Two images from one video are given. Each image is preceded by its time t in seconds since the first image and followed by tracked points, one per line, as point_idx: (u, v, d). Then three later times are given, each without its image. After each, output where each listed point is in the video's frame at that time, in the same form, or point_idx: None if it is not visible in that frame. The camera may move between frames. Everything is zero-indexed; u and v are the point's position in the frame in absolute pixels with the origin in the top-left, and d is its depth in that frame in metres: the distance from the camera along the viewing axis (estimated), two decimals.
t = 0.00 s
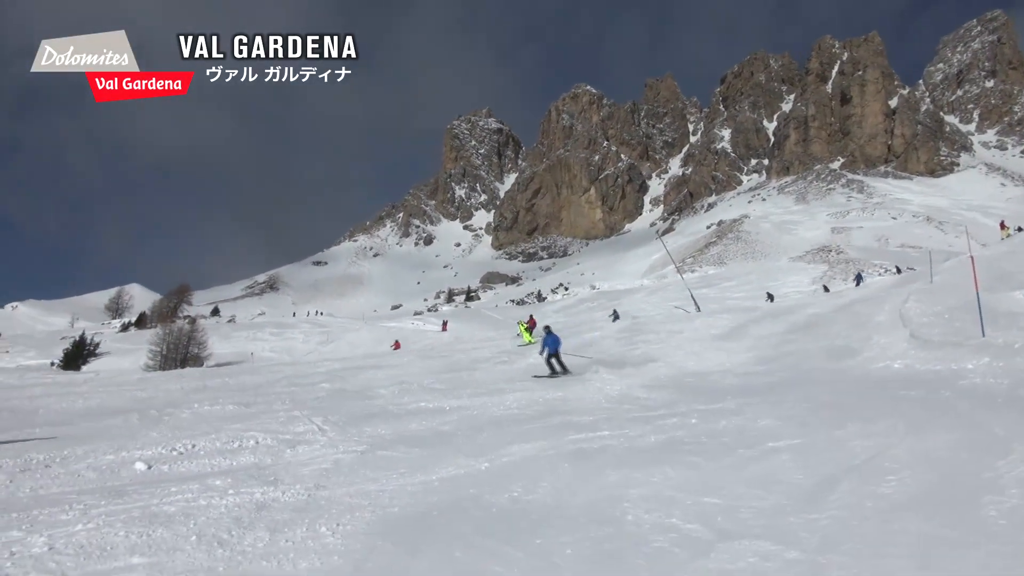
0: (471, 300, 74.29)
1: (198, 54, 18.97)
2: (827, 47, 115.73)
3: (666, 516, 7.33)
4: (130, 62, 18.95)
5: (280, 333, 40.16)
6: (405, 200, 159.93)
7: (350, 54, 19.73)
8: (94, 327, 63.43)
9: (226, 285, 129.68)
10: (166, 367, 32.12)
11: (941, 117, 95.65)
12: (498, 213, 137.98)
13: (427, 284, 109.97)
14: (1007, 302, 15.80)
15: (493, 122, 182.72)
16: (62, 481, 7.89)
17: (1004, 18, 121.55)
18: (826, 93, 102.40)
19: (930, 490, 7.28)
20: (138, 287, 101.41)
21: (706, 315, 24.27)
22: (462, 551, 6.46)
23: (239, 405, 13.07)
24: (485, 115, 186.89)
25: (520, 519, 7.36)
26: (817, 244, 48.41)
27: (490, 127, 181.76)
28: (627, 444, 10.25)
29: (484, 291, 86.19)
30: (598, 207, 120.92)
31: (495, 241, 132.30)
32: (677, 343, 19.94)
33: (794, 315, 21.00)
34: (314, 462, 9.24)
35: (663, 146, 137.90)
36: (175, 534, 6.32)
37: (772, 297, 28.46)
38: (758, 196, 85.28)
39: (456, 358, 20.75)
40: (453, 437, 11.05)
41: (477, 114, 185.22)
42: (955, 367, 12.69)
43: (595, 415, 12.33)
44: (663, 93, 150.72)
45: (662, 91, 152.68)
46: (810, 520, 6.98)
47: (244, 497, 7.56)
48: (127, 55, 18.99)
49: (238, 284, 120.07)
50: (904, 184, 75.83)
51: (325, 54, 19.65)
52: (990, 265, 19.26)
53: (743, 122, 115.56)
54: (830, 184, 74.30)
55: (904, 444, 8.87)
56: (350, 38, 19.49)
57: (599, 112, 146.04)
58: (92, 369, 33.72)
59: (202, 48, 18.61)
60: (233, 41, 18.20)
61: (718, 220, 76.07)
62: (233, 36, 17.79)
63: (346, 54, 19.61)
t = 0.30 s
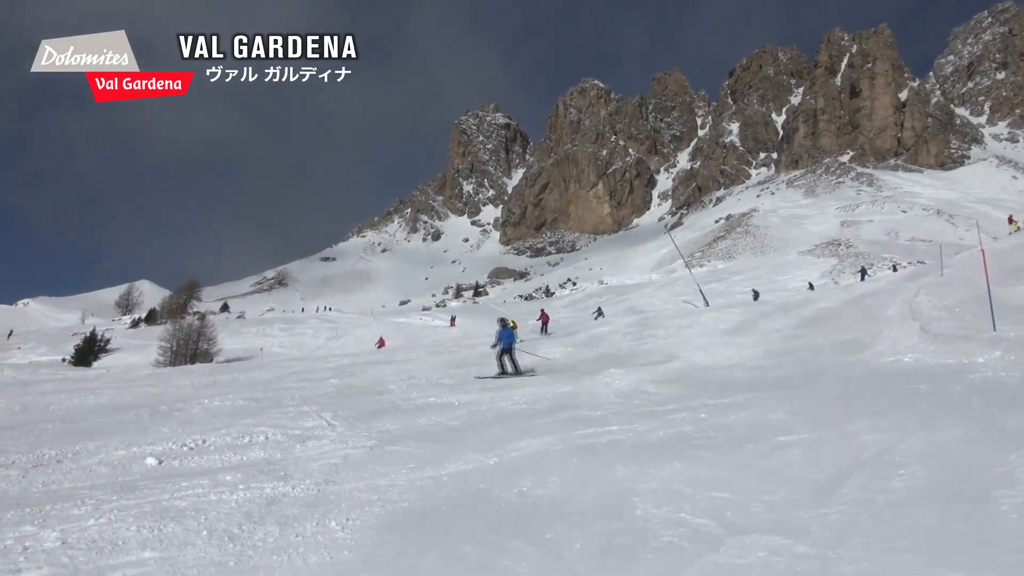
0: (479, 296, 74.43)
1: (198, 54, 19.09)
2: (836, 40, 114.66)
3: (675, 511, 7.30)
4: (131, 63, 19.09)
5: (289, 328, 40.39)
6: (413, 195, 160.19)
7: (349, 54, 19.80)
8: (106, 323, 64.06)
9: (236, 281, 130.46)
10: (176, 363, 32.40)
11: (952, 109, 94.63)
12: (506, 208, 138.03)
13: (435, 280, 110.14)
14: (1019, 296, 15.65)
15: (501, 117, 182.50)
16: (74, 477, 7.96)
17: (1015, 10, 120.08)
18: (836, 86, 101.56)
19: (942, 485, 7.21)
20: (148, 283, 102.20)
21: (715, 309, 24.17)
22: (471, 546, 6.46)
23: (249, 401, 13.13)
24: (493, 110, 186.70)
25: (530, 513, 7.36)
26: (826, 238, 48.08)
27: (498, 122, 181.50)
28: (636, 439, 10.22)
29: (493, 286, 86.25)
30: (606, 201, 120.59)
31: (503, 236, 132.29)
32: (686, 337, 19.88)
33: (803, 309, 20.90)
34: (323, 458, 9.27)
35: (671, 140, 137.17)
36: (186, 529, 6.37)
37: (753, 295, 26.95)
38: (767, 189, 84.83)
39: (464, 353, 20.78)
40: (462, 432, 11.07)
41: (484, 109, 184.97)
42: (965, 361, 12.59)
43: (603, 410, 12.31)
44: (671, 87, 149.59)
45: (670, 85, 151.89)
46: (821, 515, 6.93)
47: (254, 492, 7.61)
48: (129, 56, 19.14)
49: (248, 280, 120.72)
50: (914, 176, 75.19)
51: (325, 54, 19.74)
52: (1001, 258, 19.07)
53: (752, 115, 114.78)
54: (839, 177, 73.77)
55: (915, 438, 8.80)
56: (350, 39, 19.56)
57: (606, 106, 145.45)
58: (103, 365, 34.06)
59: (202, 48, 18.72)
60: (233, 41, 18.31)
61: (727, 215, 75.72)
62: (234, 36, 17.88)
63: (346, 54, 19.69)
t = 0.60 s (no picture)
0: (489, 291, 74.43)
1: (198, 53, 19.19)
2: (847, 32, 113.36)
3: (686, 505, 7.28)
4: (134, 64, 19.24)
5: (299, 324, 40.58)
6: (422, 191, 160.39)
7: (349, 53, 19.79)
8: (119, 319, 64.71)
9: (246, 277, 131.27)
10: (188, 358, 32.69)
11: (965, 101, 93.38)
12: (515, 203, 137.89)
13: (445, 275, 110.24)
14: None
15: (510, 112, 182.18)
16: (88, 472, 8.04)
17: None
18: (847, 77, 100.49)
19: (954, 478, 7.15)
20: (161, 280, 102.96)
21: (726, 303, 24.02)
22: (481, 540, 6.49)
23: (261, 396, 13.23)
24: (501, 105, 186.34)
25: (540, 508, 7.37)
26: (837, 231, 47.68)
27: (507, 117, 181.16)
28: (646, 433, 10.20)
29: (503, 281, 86.22)
30: (615, 195, 120.21)
31: (513, 231, 132.20)
32: (696, 331, 19.80)
33: (815, 303, 20.74)
34: (334, 452, 9.31)
35: (681, 133, 136.33)
36: (199, 524, 6.42)
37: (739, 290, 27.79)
38: (777, 183, 84.21)
39: (474, 348, 20.82)
40: (472, 427, 11.08)
41: (493, 104, 184.70)
42: (978, 355, 12.45)
43: (613, 404, 12.29)
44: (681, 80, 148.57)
45: (680, 78, 150.89)
46: (832, 509, 6.89)
47: (266, 487, 7.65)
48: (133, 57, 19.30)
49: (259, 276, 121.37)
50: (926, 169, 74.35)
51: (325, 54, 19.76)
52: (1016, 251, 18.80)
53: (762, 108, 113.83)
54: (850, 170, 73.08)
55: (927, 432, 8.73)
56: (350, 39, 19.54)
57: (615, 100, 144.75)
58: (116, 361, 34.36)
59: (201, 48, 18.82)
60: (234, 41, 18.40)
61: (737, 208, 75.26)
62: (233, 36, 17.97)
63: (345, 54, 19.68)
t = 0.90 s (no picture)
0: (501, 285, 74.49)
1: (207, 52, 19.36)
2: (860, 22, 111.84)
3: (700, 499, 7.24)
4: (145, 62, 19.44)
5: (312, 319, 40.84)
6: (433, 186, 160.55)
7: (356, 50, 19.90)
8: (135, 315, 65.40)
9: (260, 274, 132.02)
10: (202, 354, 33.01)
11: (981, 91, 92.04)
12: (527, 197, 137.75)
13: (457, 270, 110.35)
14: None
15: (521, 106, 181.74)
16: (105, 467, 8.15)
17: None
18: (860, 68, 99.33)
19: (970, 471, 7.07)
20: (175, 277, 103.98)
21: (740, 296, 23.86)
22: (495, 533, 6.49)
23: (274, 391, 13.32)
24: (512, 99, 185.83)
25: (553, 501, 7.37)
26: (850, 223, 47.19)
27: (518, 111, 180.68)
28: (659, 427, 10.15)
29: (515, 276, 86.27)
30: (627, 189, 119.70)
31: (524, 226, 132.11)
32: (709, 325, 19.71)
33: (829, 296, 20.53)
34: (347, 448, 9.35)
35: (692, 126, 135.32)
36: (215, 518, 6.48)
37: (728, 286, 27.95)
38: (791, 175, 83.44)
39: (485, 343, 20.86)
40: (485, 421, 11.09)
41: (504, 98, 184.34)
42: (994, 347, 12.26)
43: (626, 399, 12.24)
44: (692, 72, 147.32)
45: (691, 70, 149.83)
46: (847, 502, 6.82)
47: (280, 481, 7.71)
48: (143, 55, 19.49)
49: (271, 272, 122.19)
50: (942, 160, 73.39)
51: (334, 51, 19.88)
52: None
53: (774, 100, 112.79)
54: (864, 162, 72.27)
55: (943, 425, 8.62)
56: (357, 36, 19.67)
57: (626, 93, 143.95)
58: (132, 357, 34.71)
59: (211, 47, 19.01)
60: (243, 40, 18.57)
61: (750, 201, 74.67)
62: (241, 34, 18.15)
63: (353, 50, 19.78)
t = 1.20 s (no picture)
0: (515, 280, 74.48)
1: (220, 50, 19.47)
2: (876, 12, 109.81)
3: (716, 493, 7.19)
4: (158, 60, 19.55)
5: (326, 315, 41.07)
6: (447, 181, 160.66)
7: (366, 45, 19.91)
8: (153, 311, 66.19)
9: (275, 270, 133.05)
10: (219, 349, 33.33)
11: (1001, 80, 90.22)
12: (540, 191, 137.44)
13: (470, 264, 110.43)
14: None
15: (533, 100, 181.15)
16: (124, 462, 8.25)
17: None
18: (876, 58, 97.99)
19: (991, 464, 6.95)
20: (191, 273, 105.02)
21: (755, 289, 23.61)
22: (511, 528, 6.49)
23: (288, 387, 13.42)
24: (525, 93, 185.34)
25: (568, 496, 7.35)
26: (867, 215, 46.50)
27: (530, 105, 180.14)
28: (675, 421, 10.10)
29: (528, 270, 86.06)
30: (641, 182, 119.03)
31: (538, 220, 131.81)
32: (724, 318, 19.54)
33: (845, 288, 20.25)
34: (364, 442, 9.40)
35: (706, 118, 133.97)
36: (233, 512, 6.55)
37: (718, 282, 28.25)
38: (806, 166, 82.47)
39: (499, 337, 20.85)
40: (500, 416, 11.10)
41: (516, 93, 183.94)
42: (1016, 339, 12.04)
43: (641, 392, 12.18)
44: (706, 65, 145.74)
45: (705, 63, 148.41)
46: (865, 496, 6.74)
47: (297, 476, 7.77)
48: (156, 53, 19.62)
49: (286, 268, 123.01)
50: (960, 150, 72.07)
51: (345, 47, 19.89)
52: None
53: (789, 91, 111.08)
54: (881, 152, 71.19)
55: (962, 418, 8.48)
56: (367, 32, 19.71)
57: (639, 86, 142.95)
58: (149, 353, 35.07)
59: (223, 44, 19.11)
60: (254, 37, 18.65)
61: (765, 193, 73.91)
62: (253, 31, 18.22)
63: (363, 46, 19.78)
